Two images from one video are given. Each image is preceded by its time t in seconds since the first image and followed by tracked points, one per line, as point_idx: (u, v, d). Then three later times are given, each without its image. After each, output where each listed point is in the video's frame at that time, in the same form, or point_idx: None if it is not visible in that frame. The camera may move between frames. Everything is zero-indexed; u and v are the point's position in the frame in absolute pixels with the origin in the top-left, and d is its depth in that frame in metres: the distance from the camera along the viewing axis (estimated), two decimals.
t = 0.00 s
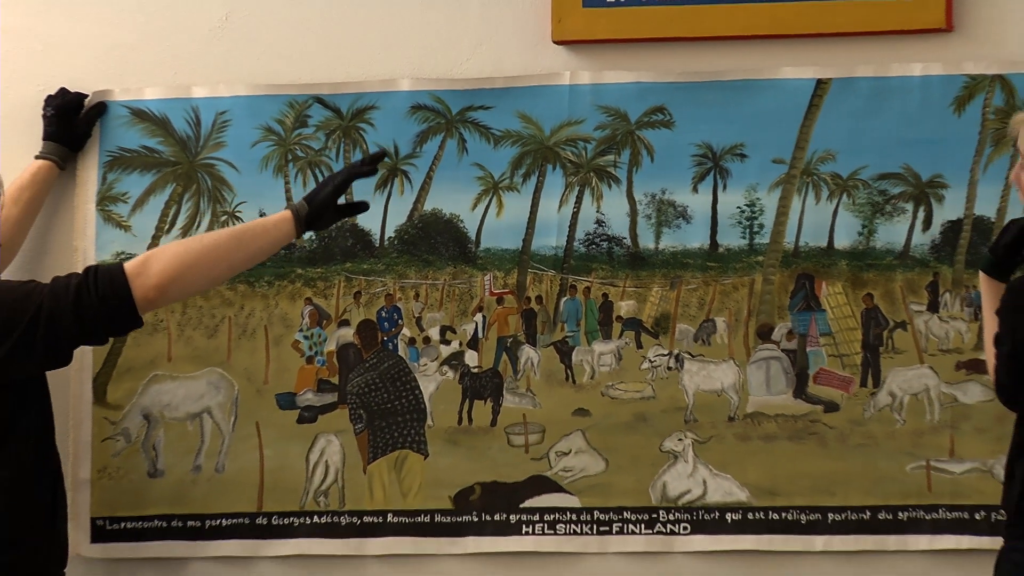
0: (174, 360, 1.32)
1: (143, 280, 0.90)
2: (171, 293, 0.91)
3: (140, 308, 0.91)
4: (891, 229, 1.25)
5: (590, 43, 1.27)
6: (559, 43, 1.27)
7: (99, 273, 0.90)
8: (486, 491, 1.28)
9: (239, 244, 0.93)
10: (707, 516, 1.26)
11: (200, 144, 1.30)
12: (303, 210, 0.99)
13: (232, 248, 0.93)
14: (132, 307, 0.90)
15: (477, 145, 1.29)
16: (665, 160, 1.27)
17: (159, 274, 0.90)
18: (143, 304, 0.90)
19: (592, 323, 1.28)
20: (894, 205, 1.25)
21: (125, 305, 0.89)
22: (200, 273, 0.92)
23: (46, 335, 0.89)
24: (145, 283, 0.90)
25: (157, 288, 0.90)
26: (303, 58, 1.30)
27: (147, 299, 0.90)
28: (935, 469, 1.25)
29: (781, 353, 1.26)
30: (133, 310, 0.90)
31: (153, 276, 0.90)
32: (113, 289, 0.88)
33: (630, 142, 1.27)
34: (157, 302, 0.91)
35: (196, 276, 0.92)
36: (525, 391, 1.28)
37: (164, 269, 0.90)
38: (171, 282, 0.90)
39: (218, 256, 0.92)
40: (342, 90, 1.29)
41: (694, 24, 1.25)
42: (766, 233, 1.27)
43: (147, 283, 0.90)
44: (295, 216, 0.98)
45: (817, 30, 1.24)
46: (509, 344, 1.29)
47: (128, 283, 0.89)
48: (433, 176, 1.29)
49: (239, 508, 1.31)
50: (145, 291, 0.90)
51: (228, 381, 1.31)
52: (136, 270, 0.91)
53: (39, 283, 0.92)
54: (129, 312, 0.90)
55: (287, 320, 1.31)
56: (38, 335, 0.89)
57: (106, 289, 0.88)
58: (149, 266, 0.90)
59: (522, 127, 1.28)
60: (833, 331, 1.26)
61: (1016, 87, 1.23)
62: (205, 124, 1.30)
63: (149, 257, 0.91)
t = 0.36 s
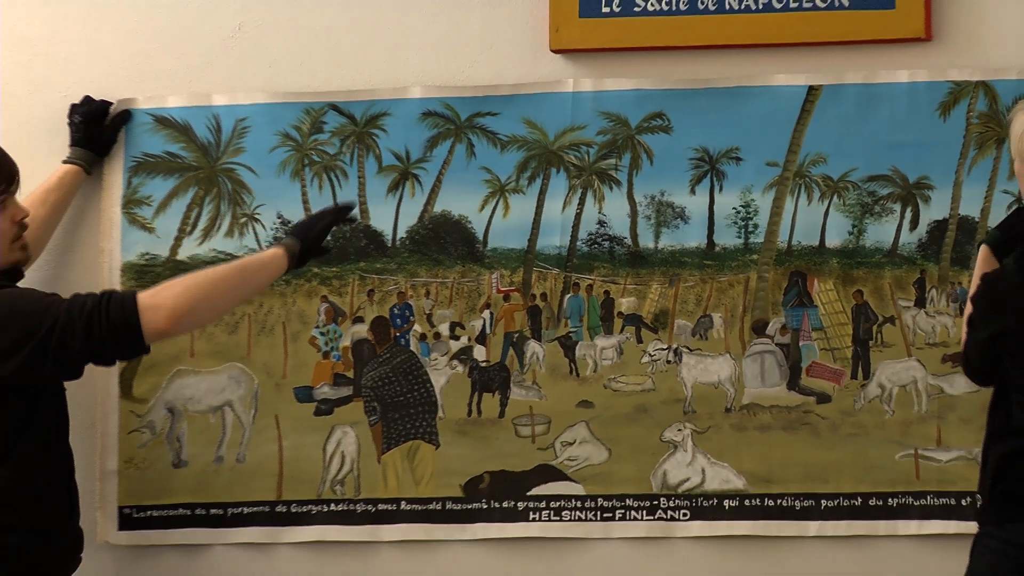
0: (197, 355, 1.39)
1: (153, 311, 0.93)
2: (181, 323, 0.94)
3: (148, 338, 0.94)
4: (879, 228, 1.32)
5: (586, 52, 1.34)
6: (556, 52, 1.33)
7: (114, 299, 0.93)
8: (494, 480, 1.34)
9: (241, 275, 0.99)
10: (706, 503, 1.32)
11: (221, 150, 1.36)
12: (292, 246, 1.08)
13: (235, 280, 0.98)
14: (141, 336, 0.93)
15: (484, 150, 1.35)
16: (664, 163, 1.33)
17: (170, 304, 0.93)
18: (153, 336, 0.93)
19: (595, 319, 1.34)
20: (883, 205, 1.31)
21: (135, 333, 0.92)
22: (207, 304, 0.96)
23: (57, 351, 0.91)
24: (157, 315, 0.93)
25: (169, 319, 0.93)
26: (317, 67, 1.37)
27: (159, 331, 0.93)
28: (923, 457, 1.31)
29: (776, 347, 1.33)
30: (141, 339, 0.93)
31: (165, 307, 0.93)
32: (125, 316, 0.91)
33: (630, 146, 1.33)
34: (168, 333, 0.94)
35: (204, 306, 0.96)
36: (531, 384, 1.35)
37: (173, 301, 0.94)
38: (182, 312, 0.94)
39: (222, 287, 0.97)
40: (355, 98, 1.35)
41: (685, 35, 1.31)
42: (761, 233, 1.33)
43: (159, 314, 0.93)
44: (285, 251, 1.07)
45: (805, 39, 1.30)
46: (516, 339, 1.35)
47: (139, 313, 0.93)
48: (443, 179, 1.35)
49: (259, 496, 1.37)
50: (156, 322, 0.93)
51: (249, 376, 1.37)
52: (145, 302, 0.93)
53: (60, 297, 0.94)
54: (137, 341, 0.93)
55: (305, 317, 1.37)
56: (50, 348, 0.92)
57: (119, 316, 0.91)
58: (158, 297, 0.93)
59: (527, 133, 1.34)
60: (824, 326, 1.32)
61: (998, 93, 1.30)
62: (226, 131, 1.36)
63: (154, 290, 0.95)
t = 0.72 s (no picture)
0: (230, 351, 1.45)
1: (157, 344, 1.01)
2: (182, 355, 1.02)
3: (150, 368, 1.01)
4: (882, 227, 1.38)
5: (592, 60, 1.40)
6: (553, 60, 1.40)
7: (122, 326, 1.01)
8: (515, 469, 1.41)
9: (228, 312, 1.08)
10: (717, 491, 1.39)
11: (253, 155, 1.43)
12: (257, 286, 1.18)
13: (222, 316, 1.07)
14: (144, 365, 1.00)
15: (504, 154, 1.41)
16: (676, 167, 1.39)
17: (171, 337, 1.01)
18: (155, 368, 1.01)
19: (610, 315, 1.41)
20: (885, 206, 1.38)
21: (139, 362, 1.00)
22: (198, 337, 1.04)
23: (64, 368, 0.98)
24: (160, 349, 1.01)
25: (171, 351, 1.01)
26: (343, 76, 1.43)
27: (161, 362, 1.01)
28: (923, 446, 1.38)
29: (783, 341, 1.39)
30: (143, 367, 1.00)
31: (167, 341, 1.01)
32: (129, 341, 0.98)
33: (643, 150, 1.40)
34: (171, 364, 1.02)
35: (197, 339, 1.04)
36: (549, 377, 1.41)
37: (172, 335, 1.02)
38: (183, 345, 1.02)
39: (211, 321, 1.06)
40: (381, 105, 1.42)
41: (675, 43, 1.38)
42: (768, 232, 1.39)
43: (162, 347, 1.01)
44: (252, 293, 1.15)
45: (791, 49, 1.36)
46: (534, 335, 1.42)
47: (144, 343, 1.00)
48: (465, 183, 1.42)
49: (290, 486, 1.44)
50: (160, 354, 1.01)
51: (280, 370, 1.44)
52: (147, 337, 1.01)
53: (77, 313, 1.01)
54: (140, 369, 1.00)
55: (333, 314, 1.43)
56: (58, 364, 0.98)
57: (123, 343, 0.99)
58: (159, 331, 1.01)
59: (545, 138, 1.41)
60: (830, 321, 1.39)
61: (995, 98, 1.36)
62: (257, 137, 1.43)
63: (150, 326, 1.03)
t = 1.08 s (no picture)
0: (263, 347, 1.52)
1: (158, 354, 1.06)
2: (181, 364, 1.08)
3: (151, 375, 1.06)
4: (887, 228, 1.44)
5: (597, 68, 1.46)
6: (551, 68, 1.46)
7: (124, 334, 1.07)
8: (536, 459, 1.47)
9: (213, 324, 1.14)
10: (730, 480, 1.45)
11: (285, 159, 1.50)
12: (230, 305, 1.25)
13: (208, 328, 1.13)
14: (146, 374, 1.06)
15: (526, 158, 1.48)
16: (690, 170, 1.46)
17: (170, 347, 1.07)
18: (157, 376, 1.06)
19: (626, 312, 1.47)
20: (890, 207, 1.44)
21: (139, 369, 1.05)
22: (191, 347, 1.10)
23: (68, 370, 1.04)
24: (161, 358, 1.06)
25: (172, 361, 1.07)
26: (370, 84, 1.49)
27: (164, 371, 1.06)
28: (927, 436, 1.44)
29: (792, 336, 1.45)
30: (145, 374, 1.06)
31: (168, 351, 1.06)
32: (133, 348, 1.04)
33: (659, 154, 1.46)
34: (172, 373, 1.07)
35: (191, 348, 1.10)
36: (569, 371, 1.48)
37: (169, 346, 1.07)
38: (181, 354, 1.08)
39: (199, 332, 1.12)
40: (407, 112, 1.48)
41: (668, 51, 1.44)
42: (778, 232, 1.45)
43: (164, 357, 1.06)
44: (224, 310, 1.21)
45: (792, 56, 1.42)
46: (554, 331, 1.48)
47: (145, 352, 1.05)
48: (487, 185, 1.48)
49: (321, 476, 1.51)
50: (162, 364, 1.06)
51: (311, 365, 1.51)
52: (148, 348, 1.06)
53: (85, 318, 1.06)
54: (141, 375, 1.05)
55: (362, 311, 1.50)
56: (64, 365, 1.04)
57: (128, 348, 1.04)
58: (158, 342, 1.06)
59: (564, 142, 1.47)
60: (837, 318, 1.45)
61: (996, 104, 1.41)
62: (289, 142, 1.50)
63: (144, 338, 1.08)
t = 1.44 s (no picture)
0: (281, 341, 1.58)
1: (156, 366, 1.12)
2: (177, 376, 1.14)
3: (148, 385, 1.13)
4: (880, 226, 1.50)
5: (596, 73, 1.53)
6: (548, 73, 1.53)
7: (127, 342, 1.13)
8: (543, 448, 1.54)
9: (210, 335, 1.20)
10: (728, 467, 1.52)
11: (303, 161, 1.57)
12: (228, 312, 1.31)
13: (206, 338, 1.19)
14: (144, 383, 1.12)
15: (534, 159, 1.54)
16: (691, 171, 1.52)
17: (168, 360, 1.13)
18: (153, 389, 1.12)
19: (630, 307, 1.53)
20: (883, 206, 1.50)
21: (137, 377, 1.11)
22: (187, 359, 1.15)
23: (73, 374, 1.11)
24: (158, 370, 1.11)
25: (170, 373, 1.13)
26: (385, 89, 1.56)
27: (161, 383, 1.12)
28: (918, 426, 1.50)
29: (788, 330, 1.52)
30: (143, 383, 1.12)
31: (167, 364, 1.12)
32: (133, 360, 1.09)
33: (662, 156, 1.52)
34: (169, 383, 1.13)
35: (187, 360, 1.16)
36: (574, 363, 1.54)
37: (165, 359, 1.13)
38: (179, 366, 1.14)
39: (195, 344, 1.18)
40: (421, 115, 1.55)
41: (662, 57, 1.50)
42: (776, 230, 1.52)
43: (162, 369, 1.12)
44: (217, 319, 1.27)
45: (791, 62, 1.48)
46: (560, 325, 1.55)
47: (144, 363, 1.11)
48: (497, 185, 1.55)
49: (336, 464, 1.57)
50: (160, 375, 1.12)
51: (327, 358, 1.58)
52: (148, 359, 1.12)
53: (89, 325, 1.14)
54: (139, 384, 1.12)
55: (376, 306, 1.57)
56: (69, 368, 1.11)
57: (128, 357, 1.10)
58: (159, 354, 1.12)
59: (571, 144, 1.53)
60: (831, 312, 1.52)
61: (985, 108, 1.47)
62: (306, 145, 1.57)
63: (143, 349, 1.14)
